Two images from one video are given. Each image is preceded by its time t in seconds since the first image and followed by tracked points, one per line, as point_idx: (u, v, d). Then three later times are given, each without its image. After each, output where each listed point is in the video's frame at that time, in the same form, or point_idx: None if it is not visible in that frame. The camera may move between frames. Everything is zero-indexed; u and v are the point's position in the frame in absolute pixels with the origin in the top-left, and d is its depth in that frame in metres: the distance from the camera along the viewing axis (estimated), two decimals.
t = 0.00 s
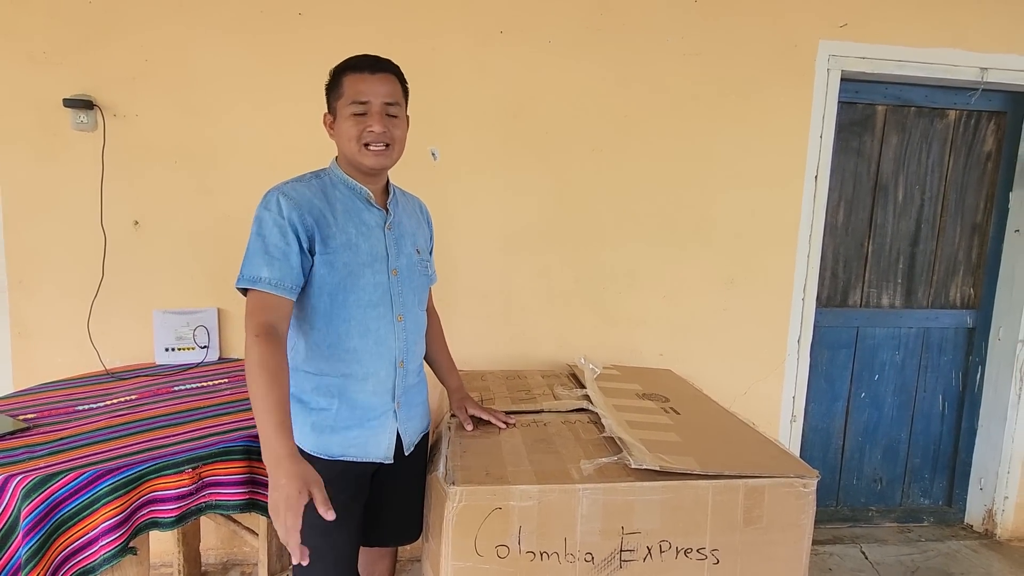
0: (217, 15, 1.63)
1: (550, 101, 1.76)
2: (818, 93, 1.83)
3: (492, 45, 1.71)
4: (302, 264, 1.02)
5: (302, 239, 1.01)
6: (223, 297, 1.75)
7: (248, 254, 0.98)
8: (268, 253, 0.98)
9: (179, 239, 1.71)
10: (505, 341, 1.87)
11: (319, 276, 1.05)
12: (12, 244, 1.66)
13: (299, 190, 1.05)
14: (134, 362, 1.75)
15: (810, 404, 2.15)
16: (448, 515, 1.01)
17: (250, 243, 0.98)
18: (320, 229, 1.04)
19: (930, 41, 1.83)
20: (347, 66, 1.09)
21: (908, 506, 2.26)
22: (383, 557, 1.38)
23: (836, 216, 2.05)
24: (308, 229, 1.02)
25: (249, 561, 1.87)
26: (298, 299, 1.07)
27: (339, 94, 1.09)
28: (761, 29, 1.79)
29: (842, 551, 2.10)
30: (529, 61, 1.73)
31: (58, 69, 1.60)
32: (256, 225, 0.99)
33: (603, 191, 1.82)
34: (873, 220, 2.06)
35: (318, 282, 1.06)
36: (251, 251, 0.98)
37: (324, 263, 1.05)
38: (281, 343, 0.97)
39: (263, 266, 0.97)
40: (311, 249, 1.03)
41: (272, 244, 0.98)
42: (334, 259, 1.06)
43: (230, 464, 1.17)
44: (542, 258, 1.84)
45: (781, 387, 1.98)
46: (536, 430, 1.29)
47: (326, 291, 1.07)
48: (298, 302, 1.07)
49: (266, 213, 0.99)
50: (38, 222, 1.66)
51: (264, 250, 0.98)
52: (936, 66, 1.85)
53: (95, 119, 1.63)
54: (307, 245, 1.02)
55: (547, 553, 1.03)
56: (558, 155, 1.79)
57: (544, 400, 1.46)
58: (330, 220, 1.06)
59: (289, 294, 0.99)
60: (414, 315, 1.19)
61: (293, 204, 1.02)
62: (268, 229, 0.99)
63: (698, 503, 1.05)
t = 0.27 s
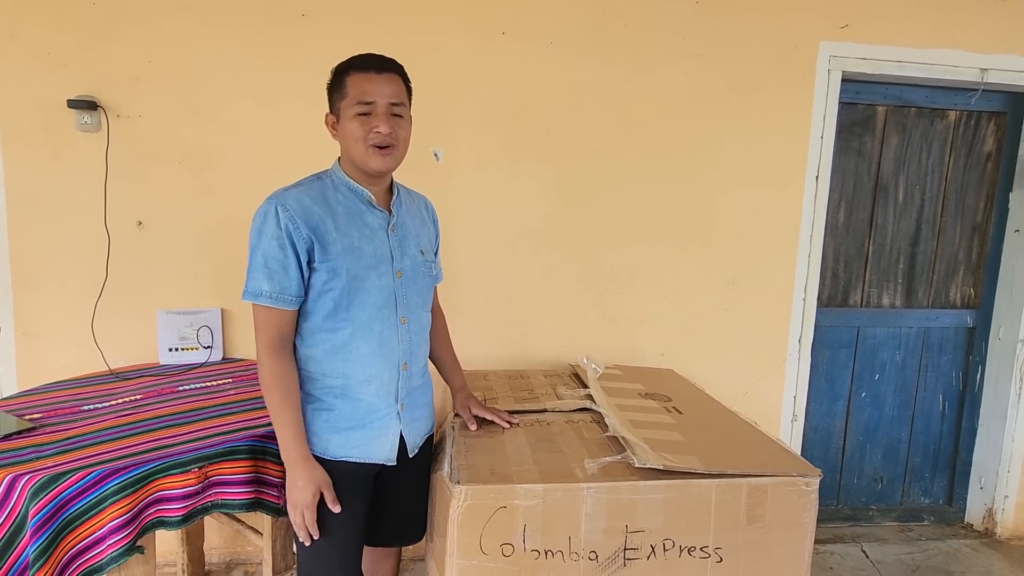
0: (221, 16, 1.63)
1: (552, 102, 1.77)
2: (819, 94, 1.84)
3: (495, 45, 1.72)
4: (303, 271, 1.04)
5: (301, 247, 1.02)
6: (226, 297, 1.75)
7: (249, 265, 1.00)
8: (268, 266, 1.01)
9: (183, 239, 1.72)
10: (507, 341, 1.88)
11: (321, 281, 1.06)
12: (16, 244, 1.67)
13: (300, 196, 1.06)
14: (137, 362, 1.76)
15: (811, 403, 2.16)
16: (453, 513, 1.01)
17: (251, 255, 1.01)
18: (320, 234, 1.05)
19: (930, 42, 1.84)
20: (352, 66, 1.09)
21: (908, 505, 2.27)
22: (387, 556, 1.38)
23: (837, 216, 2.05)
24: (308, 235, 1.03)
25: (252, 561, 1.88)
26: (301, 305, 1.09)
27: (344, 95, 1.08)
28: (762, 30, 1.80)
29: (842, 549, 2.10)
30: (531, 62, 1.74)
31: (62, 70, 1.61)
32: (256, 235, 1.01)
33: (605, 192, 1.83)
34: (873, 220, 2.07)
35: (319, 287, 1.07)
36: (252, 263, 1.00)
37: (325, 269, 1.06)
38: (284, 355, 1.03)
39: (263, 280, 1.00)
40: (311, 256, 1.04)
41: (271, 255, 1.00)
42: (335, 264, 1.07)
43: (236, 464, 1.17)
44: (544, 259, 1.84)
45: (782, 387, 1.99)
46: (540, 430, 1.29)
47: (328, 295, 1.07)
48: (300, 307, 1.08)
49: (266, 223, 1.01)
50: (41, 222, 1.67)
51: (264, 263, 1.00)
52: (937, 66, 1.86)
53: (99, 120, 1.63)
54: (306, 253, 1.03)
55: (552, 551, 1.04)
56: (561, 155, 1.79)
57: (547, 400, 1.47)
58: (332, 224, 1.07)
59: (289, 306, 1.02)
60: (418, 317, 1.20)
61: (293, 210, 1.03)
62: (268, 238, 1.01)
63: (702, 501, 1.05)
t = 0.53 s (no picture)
0: (222, 17, 1.64)
1: (552, 102, 1.77)
2: (818, 95, 1.85)
3: (495, 46, 1.72)
4: (297, 275, 1.04)
5: (295, 252, 1.02)
6: (227, 298, 1.75)
7: (243, 269, 1.01)
8: (262, 270, 1.01)
9: (184, 240, 1.72)
10: (507, 341, 1.88)
11: (316, 286, 1.07)
12: (17, 245, 1.67)
13: (295, 199, 1.06)
14: (138, 362, 1.76)
15: (811, 403, 2.16)
16: (454, 512, 1.02)
17: (245, 259, 1.01)
18: (314, 239, 1.05)
19: (929, 43, 1.85)
20: (338, 68, 1.09)
21: (907, 504, 2.27)
22: (388, 556, 1.39)
23: (836, 216, 2.06)
24: (302, 239, 1.03)
25: (253, 560, 1.88)
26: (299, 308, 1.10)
27: (333, 97, 1.09)
28: (762, 31, 1.81)
29: (842, 548, 2.11)
30: (531, 63, 1.74)
31: (63, 70, 1.61)
32: (250, 239, 1.02)
33: (605, 192, 1.83)
34: (872, 220, 2.07)
35: (315, 291, 1.07)
36: (247, 268, 1.01)
37: (320, 274, 1.06)
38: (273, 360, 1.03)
39: (256, 284, 1.00)
40: (305, 261, 1.04)
41: (265, 259, 1.00)
42: (330, 268, 1.07)
43: (238, 464, 1.17)
44: (545, 259, 1.85)
45: (781, 386, 1.99)
46: (540, 430, 1.30)
47: (324, 299, 1.08)
48: (298, 310, 1.09)
49: (259, 227, 1.01)
50: (42, 223, 1.67)
51: (258, 267, 1.00)
52: (935, 67, 1.86)
53: (100, 121, 1.64)
54: (300, 257, 1.03)
55: (552, 550, 1.04)
56: (561, 156, 1.80)
57: (548, 400, 1.48)
58: (326, 228, 1.07)
59: (284, 309, 1.03)
60: (417, 319, 1.19)
61: (286, 215, 1.03)
62: (261, 243, 1.01)
63: (702, 501, 1.06)
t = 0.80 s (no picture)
0: (221, 16, 1.63)
1: (552, 102, 1.77)
2: (818, 94, 1.84)
3: (494, 46, 1.72)
4: (294, 276, 1.03)
5: (292, 252, 1.02)
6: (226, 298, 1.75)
7: (239, 271, 1.00)
8: (258, 271, 1.00)
9: (183, 240, 1.71)
10: (507, 341, 1.88)
11: (313, 286, 1.06)
12: (15, 245, 1.67)
13: (291, 198, 1.05)
14: (137, 362, 1.76)
15: (811, 404, 2.16)
16: (454, 514, 1.01)
17: (241, 260, 1.00)
18: (311, 238, 1.04)
19: (929, 42, 1.84)
20: (338, 63, 1.08)
21: (907, 504, 2.27)
22: (384, 558, 1.38)
23: (836, 216, 2.06)
24: (299, 239, 1.03)
25: (252, 561, 1.88)
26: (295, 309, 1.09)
27: (332, 93, 1.08)
28: (762, 30, 1.80)
29: (842, 549, 2.11)
30: (531, 62, 1.74)
31: (62, 70, 1.61)
32: (246, 239, 1.00)
33: (604, 192, 1.83)
34: (872, 220, 2.07)
35: (312, 292, 1.06)
36: (242, 269, 1.00)
37: (318, 274, 1.05)
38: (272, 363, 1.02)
39: (252, 286, 0.99)
40: (302, 261, 1.04)
41: (261, 260, 1.00)
42: (327, 268, 1.06)
43: (237, 464, 1.17)
44: (544, 259, 1.84)
45: (781, 386, 1.99)
46: (540, 430, 1.29)
47: (321, 300, 1.07)
48: (294, 311, 1.08)
49: (255, 227, 1.00)
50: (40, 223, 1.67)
51: (254, 268, 0.99)
52: (936, 67, 1.86)
53: (98, 120, 1.63)
54: (297, 258, 1.02)
55: (552, 551, 1.04)
56: (560, 156, 1.80)
57: (547, 400, 1.47)
58: (324, 227, 1.06)
59: (281, 311, 1.02)
60: (416, 319, 1.19)
61: (283, 214, 1.02)
62: (257, 243, 1.00)
63: (702, 502, 1.06)
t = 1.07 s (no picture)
0: (220, 16, 1.63)
1: (551, 102, 1.77)
2: (817, 95, 1.85)
3: (493, 46, 1.72)
4: (288, 273, 1.02)
5: (287, 247, 1.01)
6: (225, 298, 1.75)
7: (230, 265, 0.98)
8: (253, 266, 0.99)
9: (182, 240, 1.71)
10: (506, 341, 1.88)
11: (307, 282, 1.05)
12: (13, 245, 1.67)
13: (285, 190, 1.04)
14: (135, 362, 1.76)
15: (809, 403, 2.16)
16: (453, 513, 1.02)
17: (233, 254, 0.99)
18: (305, 233, 1.04)
19: (928, 43, 1.85)
20: (336, 53, 1.08)
21: (905, 504, 2.28)
22: (379, 561, 1.38)
23: (835, 216, 2.06)
24: (293, 233, 1.02)
25: (251, 561, 1.88)
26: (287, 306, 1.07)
27: (330, 83, 1.07)
28: (761, 30, 1.81)
29: (840, 549, 2.11)
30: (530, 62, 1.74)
31: (60, 70, 1.61)
32: (238, 232, 0.99)
33: (603, 192, 1.83)
34: (870, 220, 2.07)
35: (306, 288, 1.05)
36: (235, 264, 0.98)
37: (311, 269, 1.05)
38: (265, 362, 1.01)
39: (246, 281, 0.98)
40: (297, 257, 1.03)
41: (255, 255, 0.99)
42: (322, 265, 1.05)
43: (236, 464, 1.17)
44: (543, 259, 1.84)
45: (780, 386, 1.99)
46: (538, 430, 1.30)
47: (314, 297, 1.06)
48: (286, 309, 1.07)
49: (248, 221, 0.99)
50: (39, 223, 1.67)
51: (247, 263, 0.98)
52: (934, 67, 1.86)
53: (97, 120, 1.63)
54: (292, 252, 1.02)
55: (551, 550, 1.04)
56: (559, 155, 1.80)
57: (546, 399, 1.48)
58: (318, 221, 1.06)
59: (273, 307, 1.01)
60: (412, 316, 1.19)
61: (277, 207, 1.01)
62: (251, 237, 0.99)
63: (700, 501, 1.06)
